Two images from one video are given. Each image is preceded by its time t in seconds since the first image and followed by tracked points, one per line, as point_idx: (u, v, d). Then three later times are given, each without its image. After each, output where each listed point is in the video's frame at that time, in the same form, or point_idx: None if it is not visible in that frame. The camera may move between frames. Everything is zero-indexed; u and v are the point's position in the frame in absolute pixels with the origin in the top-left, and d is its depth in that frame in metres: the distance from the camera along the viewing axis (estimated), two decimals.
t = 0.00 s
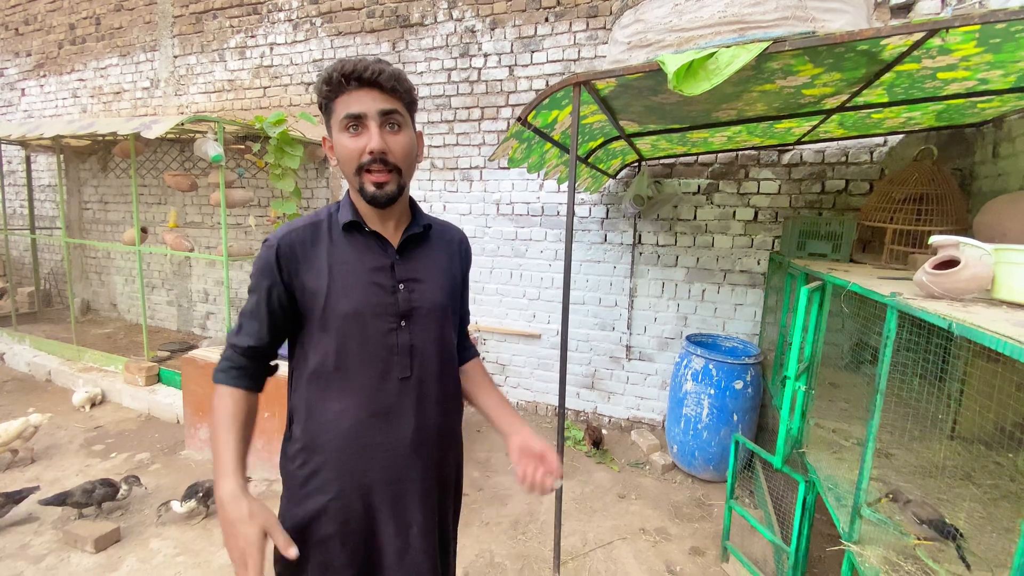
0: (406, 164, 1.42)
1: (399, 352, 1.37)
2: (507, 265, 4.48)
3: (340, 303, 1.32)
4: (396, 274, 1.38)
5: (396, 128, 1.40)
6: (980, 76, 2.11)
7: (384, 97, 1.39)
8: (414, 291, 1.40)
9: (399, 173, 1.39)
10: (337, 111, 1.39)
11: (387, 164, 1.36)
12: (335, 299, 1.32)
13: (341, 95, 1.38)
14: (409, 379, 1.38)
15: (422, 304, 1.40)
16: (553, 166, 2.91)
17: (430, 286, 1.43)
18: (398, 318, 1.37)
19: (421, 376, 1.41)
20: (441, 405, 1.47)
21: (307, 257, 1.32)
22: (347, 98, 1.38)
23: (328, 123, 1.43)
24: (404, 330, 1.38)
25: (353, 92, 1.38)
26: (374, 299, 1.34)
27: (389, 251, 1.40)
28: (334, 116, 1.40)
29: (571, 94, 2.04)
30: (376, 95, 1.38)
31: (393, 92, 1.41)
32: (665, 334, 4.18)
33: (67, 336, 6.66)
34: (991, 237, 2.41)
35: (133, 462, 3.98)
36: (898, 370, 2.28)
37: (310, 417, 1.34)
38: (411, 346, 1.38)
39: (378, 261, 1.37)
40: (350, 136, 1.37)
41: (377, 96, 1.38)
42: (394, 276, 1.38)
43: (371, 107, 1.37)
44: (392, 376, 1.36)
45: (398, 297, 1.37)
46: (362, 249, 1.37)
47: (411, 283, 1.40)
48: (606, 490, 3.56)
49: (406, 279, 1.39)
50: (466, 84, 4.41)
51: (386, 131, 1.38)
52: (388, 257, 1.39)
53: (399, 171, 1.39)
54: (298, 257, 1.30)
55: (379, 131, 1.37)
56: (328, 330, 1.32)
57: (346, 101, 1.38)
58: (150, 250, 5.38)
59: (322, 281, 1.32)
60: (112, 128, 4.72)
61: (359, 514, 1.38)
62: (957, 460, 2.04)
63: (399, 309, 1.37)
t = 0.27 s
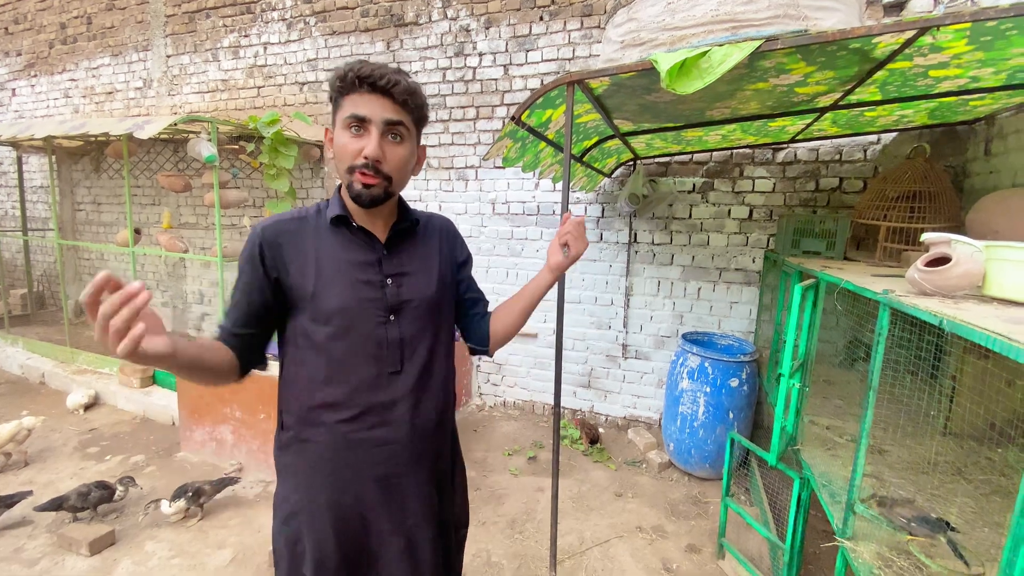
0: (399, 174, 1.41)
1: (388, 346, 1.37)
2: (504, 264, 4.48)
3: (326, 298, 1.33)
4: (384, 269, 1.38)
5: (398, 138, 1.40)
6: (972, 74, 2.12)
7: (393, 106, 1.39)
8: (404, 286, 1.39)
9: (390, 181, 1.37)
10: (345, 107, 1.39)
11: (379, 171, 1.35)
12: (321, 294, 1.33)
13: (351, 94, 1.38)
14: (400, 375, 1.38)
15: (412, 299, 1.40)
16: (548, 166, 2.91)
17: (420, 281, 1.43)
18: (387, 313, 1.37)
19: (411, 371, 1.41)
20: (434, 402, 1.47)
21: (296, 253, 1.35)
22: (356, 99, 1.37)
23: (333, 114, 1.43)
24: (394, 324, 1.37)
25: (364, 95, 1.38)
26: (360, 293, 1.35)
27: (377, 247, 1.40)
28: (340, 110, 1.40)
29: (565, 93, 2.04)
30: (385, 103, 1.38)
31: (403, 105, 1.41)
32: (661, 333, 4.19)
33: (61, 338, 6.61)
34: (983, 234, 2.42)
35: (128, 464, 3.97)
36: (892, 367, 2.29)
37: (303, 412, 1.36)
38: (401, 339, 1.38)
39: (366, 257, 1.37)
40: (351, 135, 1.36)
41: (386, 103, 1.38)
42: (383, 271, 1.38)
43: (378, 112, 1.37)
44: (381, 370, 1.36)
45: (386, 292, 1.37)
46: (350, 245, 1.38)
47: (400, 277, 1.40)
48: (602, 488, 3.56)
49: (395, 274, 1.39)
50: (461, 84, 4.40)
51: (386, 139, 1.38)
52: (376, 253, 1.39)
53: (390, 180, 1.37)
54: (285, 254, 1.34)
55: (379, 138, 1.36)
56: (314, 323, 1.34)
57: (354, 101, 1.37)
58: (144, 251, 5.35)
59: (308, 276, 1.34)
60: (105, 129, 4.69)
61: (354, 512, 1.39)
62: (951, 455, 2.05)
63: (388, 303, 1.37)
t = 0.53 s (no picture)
0: (400, 181, 1.43)
1: (376, 347, 1.37)
2: (497, 263, 4.48)
3: (316, 300, 1.33)
4: (373, 270, 1.38)
5: (405, 146, 1.41)
6: (958, 72, 2.14)
7: (403, 115, 1.40)
8: (392, 288, 1.40)
9: (390, 186, 1.38)
10: (358, 107, 1.37)
11: (383, 176, 1.36)
12: (311, 295, 1.33)
13: (364, 96, 1.38)
14: (388, 376, 1.39)
15: (401, 300, 1.40)
16: (541, 164, 2.91)
17: (409, 282, 1.43)
18: (376, 314, 1.37)
19: (399, 371, 1.41)
20: (423, 403, 1.47)
21: (287, 254, 1.33)
22: (370, 101, 1.37)
23: (342, 109, 1.41)
24: (381, 325, 1.38)
25: (378, 99, 1.38)
26: (351, 295, 1.35)
27: (367, 248, 1.40)
28: (353, 108, 1.38)
29: (557, 92, 2.04)
30: (398, 112, 1.39)
31: (413, 116, 1.43)
32: (654, 330, 4.21)
33: (50, 340, 6.54)
34: (971, 231, 2.45)
35: (120, 467, 3.93)
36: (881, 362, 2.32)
37: (290, 413, 1.37)
38: (389, 341, 1.38)
39: (356, 258, 1.37)
40: (360, 136, 1.36)
41: (396, 111, 1.39)
42: (372, 273, 1.38)
43: (391, 119, 1.38)
44: (369, 371, 1.37)
45: (375, 293, 1.37)
46: (340, 247, 1.37)
47: (389, 279, 1.40)
48: (597, 485, 3.58)
49: (384, 276, 1.39)
50: (454, 82, 4.40)
51: (395, 145, 1.39)
52: (365, 254, 1.39)
53: (391, 184, 1.38)
54: (277, 254, 1.32)
55: (388, 143, 1.37)
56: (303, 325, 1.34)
57: (370, 103, 1.37)
58: (134, 252, 5.31)
59: (300, 277, 1.33)
60: (93, 129, 4.64)
61: (343, 512, 1.40)
62: (938, 449, 2.08)
63: (376, 305, 1.37)
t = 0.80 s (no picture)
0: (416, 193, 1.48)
1: (360, 346, 1.42)
2: (486, 260, 4.48)
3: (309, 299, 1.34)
4: (361, 272, 1.41)
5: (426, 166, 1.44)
6: (937, 69, 2.18)
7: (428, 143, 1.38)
8: (378, 290, 1.43)
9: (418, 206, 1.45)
10: (392, 141, 1.30)
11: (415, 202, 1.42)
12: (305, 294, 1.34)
13: (395, 129, 1.30)
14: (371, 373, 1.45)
15: (387, 302, 1.45)
16: (528, 161, 2.91)
17: (395, 284, 1.46)
18: (362, 315, 1.42)
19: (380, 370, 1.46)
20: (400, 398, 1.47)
21: (283, 252, 1.33)
22: (404, 135, 1.31)
23: (366, 135, 1.30)
24: (366, 326, 1.42)
25: (413, 131, 1.33)
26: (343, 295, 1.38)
27: (357, 249, 1.42)
28: (387, 142, 1.30)
29: (542, 89, 2.04)
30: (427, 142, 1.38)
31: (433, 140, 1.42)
32: (642, 326, 4.24)
33: (31, 341, 6.43)
34: (950, 226, 2.50)
35: (105, 469, 3.89)
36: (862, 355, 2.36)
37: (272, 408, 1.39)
38: (372, 342, 1.43)
39: (347, 260, 1.40)
40: (395, 171, 1.33)
41: (423, 141, 1.36)
42: (360, 274, 1.41)
43: (422, 150, 1.36)
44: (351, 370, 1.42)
45: (363, 296, 1.41)
46: (333, 247, 1.39)
47: (376, 281, 1.44)
48: (586, 480, 3.61)
49: (371, 278, 1.43)
50: (441, 79, 4.38)
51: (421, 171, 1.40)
52: (356, 256, 1.41)
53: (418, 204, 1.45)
54: (273, 253, 1.32)
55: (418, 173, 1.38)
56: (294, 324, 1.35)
57: (405, 136, 1.32)
58: (117, 251, 5.23)
59: (296, 276, 1.34)
60: (73, 126, 4.56)
61: (319, 507, 1.40)
62: (919, 440, 2.12)
63: (362, 306, 1.41)
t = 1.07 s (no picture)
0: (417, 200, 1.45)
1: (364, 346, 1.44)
2: (475, 259, 4.48)
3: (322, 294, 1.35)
4: (368, 273, 1.43)
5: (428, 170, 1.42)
6: (917, 68, 2.21)
7: (432, 141, 1.38)
8: (383, 292, 1.45)
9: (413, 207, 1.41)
10: (392, 132, 1.32)
11: (410, 200, 1.38)
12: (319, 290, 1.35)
13: (398, 120, 1.33)
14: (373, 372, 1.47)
15: (391, 304, 1.47)
16: (516, 160, 2.92)
17: (400, 286, 1.49)
18: (367, 316, 1.44)
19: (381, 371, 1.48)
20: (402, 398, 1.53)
21: (301, 247, 1.34)
22: (402, 127, 1.33)
23: (370, 125, 1.34)
24: (371, 327, 1.44)
25: (411, 125, 1.34)
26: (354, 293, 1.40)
27: (365, 249, 1.44)
28: (386, 132, 1.33)
29: (528, 87, 2.05)
30: (427, 139, 1.37)
31: (439, 143, 1.41)
32: (631, 323, 4.27)
33: (15, 344, 6.34)
34: (930, 222, 2.54)
35: (91, 471, 3.85)
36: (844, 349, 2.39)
37: (282, 399, 1.44)
38: (376, 343, 1.45)
39: (358, 260, 1.41)
40: (391, 160, 1.34)
41: (427, 139, 1.37)
42: (366, 275, 1.43)
43: (423, 147, 1.36)
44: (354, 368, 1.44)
45: (369, 296, 1.43)
46: (343, 247, 1.40)
47: (382, 283, 1.46)
48: (576, 477, 3.62)
49: (378, 279, 1.45)
50: (429, 77, 4.37)
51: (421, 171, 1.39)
52: (364, 257, 1.43)
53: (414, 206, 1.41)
54: (290, 246, 1.32)
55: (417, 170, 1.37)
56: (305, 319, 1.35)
57: (404, 128, 1.33)
58: (102, 252, 5.16)
59: (311, 271, 1.34)
60: (56, 125, 4.50)
61: (318, 499, 1.45)
62: (901, 434, 2.14)
63: (367, 307, 1.43)
